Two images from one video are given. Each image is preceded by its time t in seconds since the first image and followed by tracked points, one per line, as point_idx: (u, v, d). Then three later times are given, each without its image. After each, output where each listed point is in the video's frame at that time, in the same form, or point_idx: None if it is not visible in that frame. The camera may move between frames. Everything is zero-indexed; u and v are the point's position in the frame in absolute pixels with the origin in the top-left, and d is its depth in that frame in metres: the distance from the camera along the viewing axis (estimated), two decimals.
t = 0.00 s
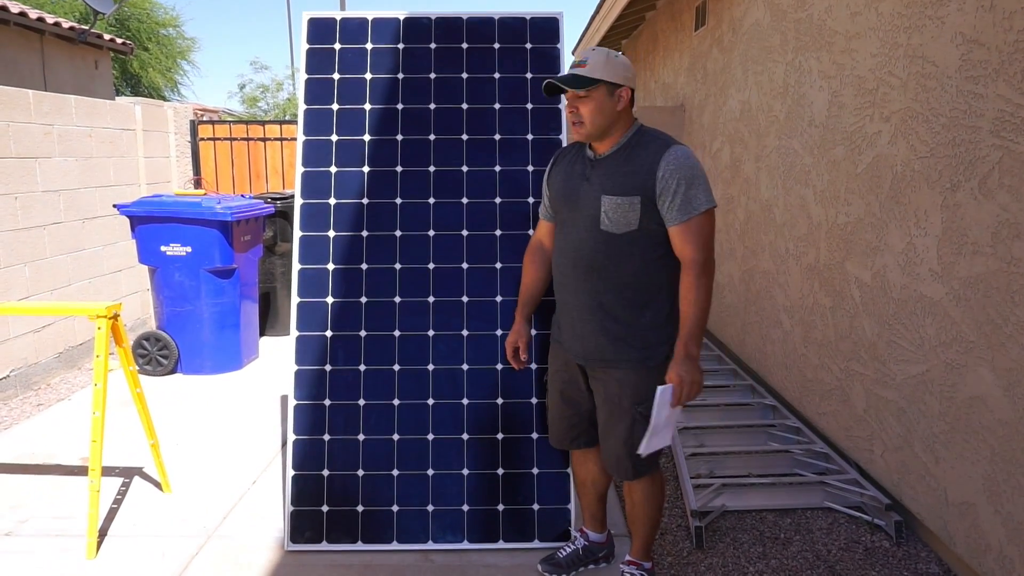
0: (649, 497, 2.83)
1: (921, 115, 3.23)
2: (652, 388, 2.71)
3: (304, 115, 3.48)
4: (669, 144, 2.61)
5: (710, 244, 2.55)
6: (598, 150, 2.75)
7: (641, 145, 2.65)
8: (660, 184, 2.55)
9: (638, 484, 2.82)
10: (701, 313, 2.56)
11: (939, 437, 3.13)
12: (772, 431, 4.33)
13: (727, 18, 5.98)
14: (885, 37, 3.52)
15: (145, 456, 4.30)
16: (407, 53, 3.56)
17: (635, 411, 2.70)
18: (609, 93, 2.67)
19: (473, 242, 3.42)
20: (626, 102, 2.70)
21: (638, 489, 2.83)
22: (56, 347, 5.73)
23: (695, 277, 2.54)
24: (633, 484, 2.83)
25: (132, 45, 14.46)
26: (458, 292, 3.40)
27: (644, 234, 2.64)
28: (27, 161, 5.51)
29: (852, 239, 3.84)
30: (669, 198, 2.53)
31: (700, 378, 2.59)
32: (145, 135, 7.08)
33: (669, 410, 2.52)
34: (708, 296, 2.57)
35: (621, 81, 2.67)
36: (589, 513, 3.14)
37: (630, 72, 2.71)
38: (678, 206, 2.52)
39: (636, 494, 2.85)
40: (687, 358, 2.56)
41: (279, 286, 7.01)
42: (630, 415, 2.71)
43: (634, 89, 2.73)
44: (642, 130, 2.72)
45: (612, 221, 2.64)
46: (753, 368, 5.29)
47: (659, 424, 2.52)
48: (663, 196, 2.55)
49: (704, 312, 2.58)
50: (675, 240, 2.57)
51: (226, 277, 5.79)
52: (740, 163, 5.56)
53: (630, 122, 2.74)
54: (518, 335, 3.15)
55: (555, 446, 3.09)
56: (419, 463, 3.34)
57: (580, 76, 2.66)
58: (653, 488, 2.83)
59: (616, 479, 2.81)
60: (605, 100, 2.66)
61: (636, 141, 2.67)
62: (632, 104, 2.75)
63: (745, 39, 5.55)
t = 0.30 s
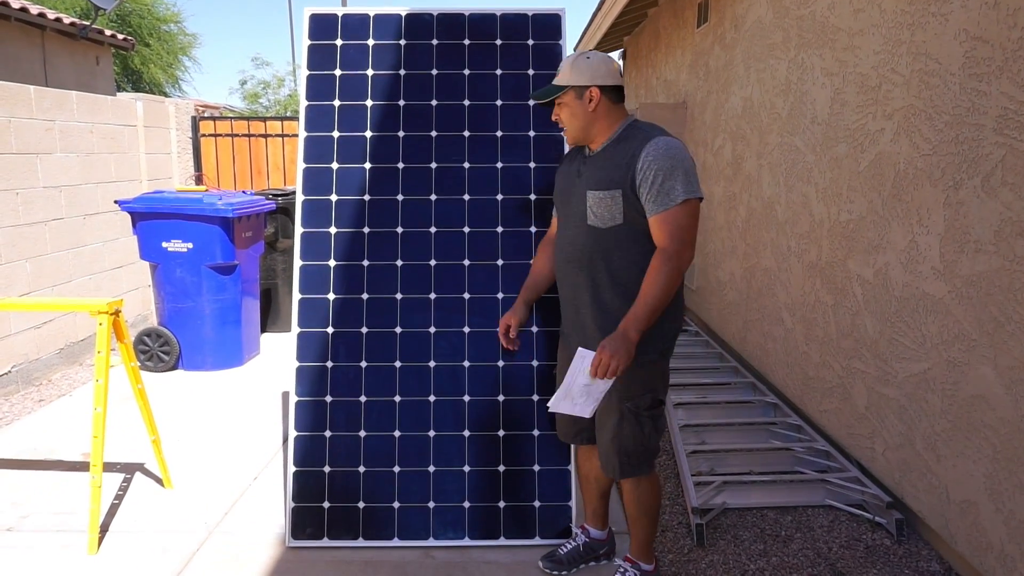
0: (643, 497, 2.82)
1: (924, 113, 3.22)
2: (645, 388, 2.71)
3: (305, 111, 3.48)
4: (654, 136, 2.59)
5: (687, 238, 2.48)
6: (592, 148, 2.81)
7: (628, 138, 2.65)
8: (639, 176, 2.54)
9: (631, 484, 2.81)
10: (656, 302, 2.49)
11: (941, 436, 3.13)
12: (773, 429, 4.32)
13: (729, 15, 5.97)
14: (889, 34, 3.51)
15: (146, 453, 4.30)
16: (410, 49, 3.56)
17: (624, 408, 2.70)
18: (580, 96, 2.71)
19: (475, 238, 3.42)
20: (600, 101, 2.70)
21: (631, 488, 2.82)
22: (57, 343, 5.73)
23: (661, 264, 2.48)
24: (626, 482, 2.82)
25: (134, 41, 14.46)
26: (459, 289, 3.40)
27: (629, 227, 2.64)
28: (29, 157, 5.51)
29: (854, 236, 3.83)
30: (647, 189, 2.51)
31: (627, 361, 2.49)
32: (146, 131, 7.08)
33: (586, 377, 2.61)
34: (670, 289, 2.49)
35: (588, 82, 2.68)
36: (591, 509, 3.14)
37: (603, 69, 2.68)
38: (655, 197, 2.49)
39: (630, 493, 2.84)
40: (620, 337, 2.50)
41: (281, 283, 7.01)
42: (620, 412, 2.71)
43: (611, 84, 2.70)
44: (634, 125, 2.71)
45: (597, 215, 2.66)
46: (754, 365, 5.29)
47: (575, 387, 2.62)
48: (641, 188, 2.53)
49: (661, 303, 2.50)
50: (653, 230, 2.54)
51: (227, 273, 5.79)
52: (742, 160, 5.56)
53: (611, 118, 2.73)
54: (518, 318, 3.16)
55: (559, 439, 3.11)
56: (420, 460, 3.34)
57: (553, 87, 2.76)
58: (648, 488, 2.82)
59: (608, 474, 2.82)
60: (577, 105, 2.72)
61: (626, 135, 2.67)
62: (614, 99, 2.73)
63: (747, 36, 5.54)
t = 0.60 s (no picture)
0: (653, 499, 2.83)
1: (927, 109, 3.21)
2: (648, 392, 2.71)
3: (308, 109, 3.48)
4: (651, 138, 2.58)
5: (678, 246, 2.46)
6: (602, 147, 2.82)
7: (627, 142, 2.66)
8: (631, 181, 2.55)
9: (643, 483, 2.82)
10: (656, 318, 2.49)
11: (944, 432, 3.12)
12: (775, 426, 4.32)
13: (732, 12, 5.96)
14: (891, 30, 3.50)
15: (149, 449, 4.31)
16: (412, 46, 3.55)
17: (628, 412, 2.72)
18: (585, 98, 2.72)
19: (477, 236, 3.42)
20: (605, 102, 2.71)
21: (643, 488, 2.83)
22: (60, 340, 5.74)
23: (652, 277, 2.47)
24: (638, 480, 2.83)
25: (136, 39, 14.47)
26: (462, 286, 3.40)
27: (627, 233, 2.66)
28: (31, 154, 5.51)
29: (856, 234, 3.83)
30: (639, 195, 2.51)
31: (639, 386, 2.51)
32: (148, 128, 7.08)
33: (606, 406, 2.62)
34: (668, 301, 2.48)
35: (592, 83, 2.68)
36: (596, 505, 3.15)
37: (607, 69, 2.68)
38: (646, 204, 2.49)
39: (640, 493, 2.85)
40: (629, 363, 2.51)
41: (283, 280, 7.02)
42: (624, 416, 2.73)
43: (616, 84, 2.69)
44: (638, 126, 2.70)
45: (597, 220, 2.69)
46: (756, 363, 5.29)
47: (598, 418, 2.63)
48: (634, 193, 2.54)
49: (662, 318, 2.49)
50: (645, 237, 2.54)
51: (230, 271, 5.79)
52: (744, 157, 5.55)
53: (618, 117, 2.73)
54: (524, 255, 3.26)
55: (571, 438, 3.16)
56: (423, 457, 3.34)
57: (558, 90, 2.78)
58: (656, 489, 2.83)
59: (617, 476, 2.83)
60: (582, 107, 2.74)
61: (626, 139, 2.68)
62: (619, 98, 2.72)
63: (749, 32, 5.53)
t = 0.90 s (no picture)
0: (652, 497, 2.83)
1: (929, 108, 3.21)
2: (642, 393, 2.71)
3: (308, 108, 3.48)
4: (656, 139, 2.58)
5: (675, 248, 2.46)
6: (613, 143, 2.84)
7: (632, 141, 2.66)
8: (632, 180, 2.55)
9: (644, 482, 2.82)
10: (650, 320, 2.48)
11: (946, 432, 3.12)
12: (777, 425, 4.32)
13: (733, 11, 5.95)
14: (893, 29, 3.49)
15: (151, 449, 4.31)
16: (412, 45, 3.55)
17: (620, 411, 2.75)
18: (596, 95, 2.73)
19: (478, 235, 3.42)
20: (615, 100, 2.70)
21: (643, 486, 2.83)
22: (62, 340, 5.74)
23: (647, 278, 2.47)
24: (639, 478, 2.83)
25: (137, 39, 14.46)
26: (463, 286, 3.40)
27: (627, 232, 2.66)
28: (33, 154, 5.51)
29: (858, 232, 3.82)
30: (639, 194, 2.51)
31: (633, 389, 2.51)
32: (149, 128, 7.08)
33: (600, 407, 2.63)
34: (662, 303, 2.47)
35: (603, 81, 2.68)
36: (611, 503, 3.17)
37: (618, 67, 2.67)
38: (645, 203, 2.49)
39: (640, 490, 2.85)
40: (625, 365, 2.51)
41: (284, 280, 7.02)
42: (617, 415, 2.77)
43: (626, 82, 2.69)
44: (645, 126, 2.69)
45: (599, 218, 2.70)
46: (757, 362, 5.29)
47: (592, 420, 2.64)
48: (634, 192, 2.54)
49: (655, 320, 2.49)
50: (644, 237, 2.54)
51: (231, 270, 5.79)
52: (746, 157, 5.54)
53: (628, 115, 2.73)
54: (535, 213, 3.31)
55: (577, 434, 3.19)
56: (424, 457, 3.34)
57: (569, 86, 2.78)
58: (656, 488, 2.82)
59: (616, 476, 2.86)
60: (594, 104, 2.74)
61: (632, 138, 2.68)
62: (630, 96, 2.72)
63: (750, 31, 5.53)
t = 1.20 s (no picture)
0: (650, 490, 2.83)
1: (930, 106, 3.21)
2: (642, 383, 2.72)
3: (309, 105, 3.49)
4: (665, 134, 2.58)
5: (680, 241, 2.46)
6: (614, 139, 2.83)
7: (641, 134, 2.66)
8: (642, 173, 2.54)
9: (640, 475, 2.82)
10: (647, 306, 2.49)
11: (946, 429, 3.12)
12: (777, 422, 4.33)
13: (734, 8, 5.95)
14: (894, 26, 3.50)
15: (152, 445, 4.32)
16: (413, 43, 3.55)
17: (622, 402, 2.74)
18: (608, 88, 2.71)
19: (478, 232, 3.43)
20: (628, 95, 2.70)
21: (639, 480, 2.83)
22: (64, 336, 5.75)
23: (649, 267, 2.48)
24: (636, 471, 2.83)
25: (138, 35, 14.45)
26: (464, 283, 3.41)
27: (631, 224, 2.65)
28: (35, 151, 5.52)
29: (859, 230, 3.83)
30: (648, 186, 2.51)
31: (615, 367, 2.49)
32: (151, 125, 7.09)
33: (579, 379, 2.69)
34: (660, 292, 2.48)
35: (619, 74, 2.67)
36: (611, 500, 3.16)
37: (634, 63, 2.68)
38: (653, 196, 2.49)
39: (636, 484, 2.85)
40: (610, 343, 2.51)
41: (285, 277, 7.03)
42: (616, 406, 2.75)
43: (640, 79, 2.70)
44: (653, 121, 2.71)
45: (603, 209, 2.69)
46: (757, 359, 5.30)
47: (570, 389, 2.69)
48: (643, 184, 2.54)
49: (652, 308, 2.49)
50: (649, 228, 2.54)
51: (232, 267, 5.80)
52: (747, 154, 5.54)
53: (638, 113, 2.74)
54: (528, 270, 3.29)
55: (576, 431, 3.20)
56: (425, 453, 3.35)
57: (580, 74, 2.76)
58: (654, 481, 2.83)
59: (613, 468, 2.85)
60: (605, 96, 2.73)
61: (640, 131, 2.68)
62: (641, 94, 2.73)
63: (751, 29, 5.53)
